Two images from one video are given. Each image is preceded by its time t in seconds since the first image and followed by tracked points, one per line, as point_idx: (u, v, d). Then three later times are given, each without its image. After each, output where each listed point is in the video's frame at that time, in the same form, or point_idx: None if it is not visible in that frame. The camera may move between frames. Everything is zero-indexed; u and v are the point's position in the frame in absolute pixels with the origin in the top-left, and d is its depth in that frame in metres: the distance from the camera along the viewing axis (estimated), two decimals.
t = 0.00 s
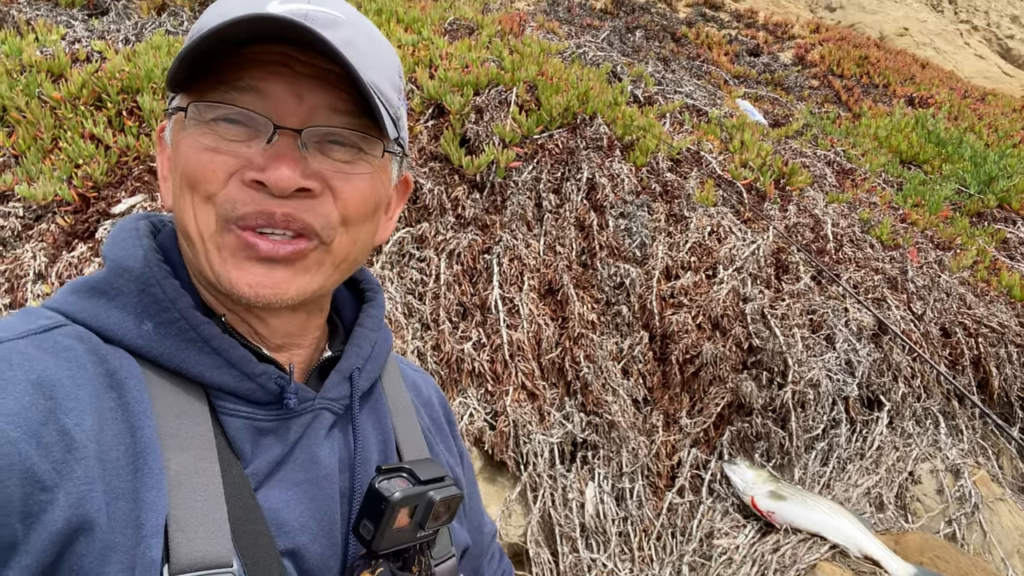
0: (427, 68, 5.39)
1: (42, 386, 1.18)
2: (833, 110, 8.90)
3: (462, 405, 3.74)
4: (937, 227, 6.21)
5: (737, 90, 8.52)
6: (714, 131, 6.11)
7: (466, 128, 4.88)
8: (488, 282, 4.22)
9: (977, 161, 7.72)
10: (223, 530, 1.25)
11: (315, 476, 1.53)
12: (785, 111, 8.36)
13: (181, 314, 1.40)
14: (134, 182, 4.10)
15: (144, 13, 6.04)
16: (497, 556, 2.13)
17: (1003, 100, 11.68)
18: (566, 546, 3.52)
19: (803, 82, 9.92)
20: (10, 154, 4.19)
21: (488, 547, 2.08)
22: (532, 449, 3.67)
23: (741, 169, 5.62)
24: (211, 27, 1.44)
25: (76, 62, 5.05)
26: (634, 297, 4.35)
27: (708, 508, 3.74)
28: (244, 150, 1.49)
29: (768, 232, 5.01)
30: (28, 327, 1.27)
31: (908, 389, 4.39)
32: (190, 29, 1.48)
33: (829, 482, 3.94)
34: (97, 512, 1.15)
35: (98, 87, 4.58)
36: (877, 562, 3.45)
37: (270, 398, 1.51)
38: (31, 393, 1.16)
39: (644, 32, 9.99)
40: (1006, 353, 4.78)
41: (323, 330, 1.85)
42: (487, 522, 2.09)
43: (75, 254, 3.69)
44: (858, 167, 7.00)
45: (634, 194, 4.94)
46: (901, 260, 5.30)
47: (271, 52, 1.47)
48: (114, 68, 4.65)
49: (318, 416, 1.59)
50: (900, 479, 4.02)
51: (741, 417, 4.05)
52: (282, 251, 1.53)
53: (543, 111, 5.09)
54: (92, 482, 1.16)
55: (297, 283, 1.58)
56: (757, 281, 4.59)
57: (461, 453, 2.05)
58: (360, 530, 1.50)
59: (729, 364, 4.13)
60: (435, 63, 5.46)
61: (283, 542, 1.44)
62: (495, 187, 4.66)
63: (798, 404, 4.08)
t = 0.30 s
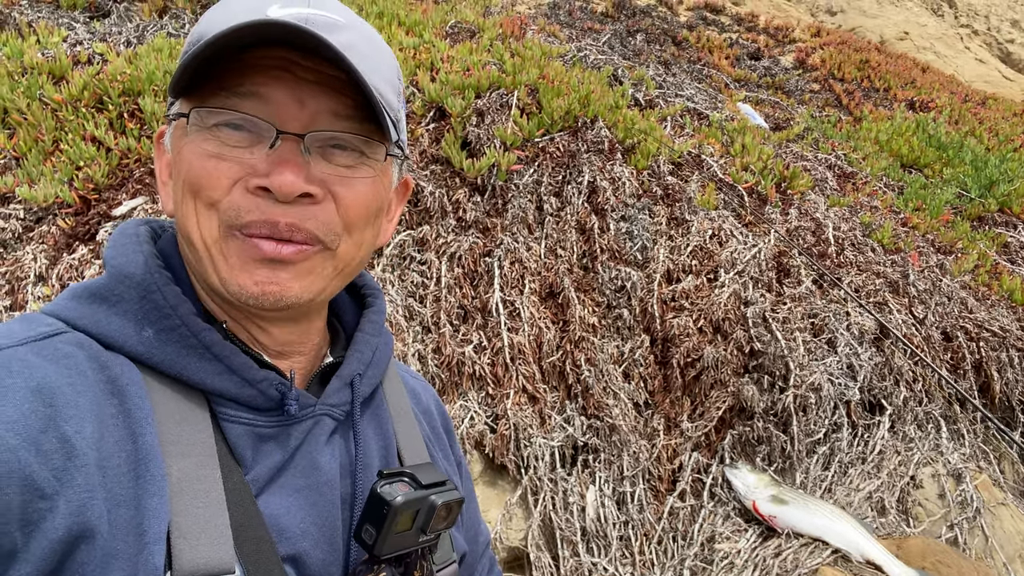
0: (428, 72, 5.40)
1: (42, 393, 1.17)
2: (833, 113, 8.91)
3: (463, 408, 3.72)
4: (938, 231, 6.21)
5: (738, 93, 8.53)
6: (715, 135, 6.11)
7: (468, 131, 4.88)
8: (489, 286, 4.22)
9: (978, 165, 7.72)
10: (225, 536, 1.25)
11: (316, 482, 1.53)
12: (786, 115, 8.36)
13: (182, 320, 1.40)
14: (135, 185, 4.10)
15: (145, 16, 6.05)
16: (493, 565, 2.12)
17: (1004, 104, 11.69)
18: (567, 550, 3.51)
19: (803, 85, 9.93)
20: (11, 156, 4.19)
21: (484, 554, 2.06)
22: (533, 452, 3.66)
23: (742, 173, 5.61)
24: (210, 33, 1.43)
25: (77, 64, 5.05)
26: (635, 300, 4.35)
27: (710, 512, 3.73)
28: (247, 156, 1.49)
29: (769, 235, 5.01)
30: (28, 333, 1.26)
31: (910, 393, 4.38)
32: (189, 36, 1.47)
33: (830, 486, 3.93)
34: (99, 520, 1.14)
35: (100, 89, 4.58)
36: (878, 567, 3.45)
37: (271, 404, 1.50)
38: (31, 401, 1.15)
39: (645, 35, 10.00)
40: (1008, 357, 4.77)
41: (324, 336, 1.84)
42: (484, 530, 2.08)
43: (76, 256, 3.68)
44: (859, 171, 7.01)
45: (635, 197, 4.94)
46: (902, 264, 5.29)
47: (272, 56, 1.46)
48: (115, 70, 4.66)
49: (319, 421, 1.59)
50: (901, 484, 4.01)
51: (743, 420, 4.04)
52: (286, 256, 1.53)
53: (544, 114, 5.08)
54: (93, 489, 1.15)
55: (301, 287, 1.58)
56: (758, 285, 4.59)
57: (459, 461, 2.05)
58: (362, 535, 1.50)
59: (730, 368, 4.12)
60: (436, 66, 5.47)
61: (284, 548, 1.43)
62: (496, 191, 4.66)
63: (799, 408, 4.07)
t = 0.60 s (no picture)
0: (430, 73, 5.40)
1: (41, 398, 1.17)
2: (835, 116, 8.92)
3: (464, 410, 3.72)
4: (940, 234, 6.21)
5: (739, 95, 8.53)
6: (716, 137, 6.10)
7: (469, 133, 4.88)
8: (490, 288, 4.21)
9: (979, 168, 7.72)
10: (224, 542, 1.26)
11: (316, 487, 1.52)
12: (787, 117, 8.36)
13: (182, 325, 1.40)
14: (137, 186, 4.11)
15: (147, 18, 6.06)
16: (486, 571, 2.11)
17: (1005, 107, 11.69)
18: (568, 552, 3.50)
19: (804, 88, 9.93)
20: (13, 156, 4.19)
21: (478, 560, 2.05)
22: (533, 455, 3.66)
23: (743, 175, 5.61)
24: (219, 43, 1.40)
25: (79, 65, 5.06)
26: (636, 302, 4.35)
27: (711, 515, 3.73)
28: (258, 169, 1.49)
29: (771, 237, 5.00)
30: (27, 338, 1.25)
31: (911, 397, 4.37)
32: (194, 43, 1.43)
33: (832, 489, 3.92)
34: (97, 526, 1.14)
35: (102, 90, 4.58)
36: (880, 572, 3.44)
37: (270, 409, 1.50)
38: (29, 406, 1.15)
39: (646, 38, 10.02)
40: (1009, 361, 4.77)
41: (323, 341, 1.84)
42: (478, 536, 2.07)
43: (77, 258, 3.69)
44: (860, 173, 7.00)
45: (637, 200, 4.93)
46: (904, 266, 5.27)
47: (284, 69, 1.45)
48: (117, 71, 4.66)
49: (318, 427, 1.59)
50: (902, 487, 4.01)
51: (744, 423, 4.03)
52: (299, 268, 1.55)
53: (545, 116, 5.07)
54: (91, 495, 1.15)
55: (314, 299, 1.59)
56: (760, 287, 4.58)
57: (455, 467, 2.05)
58: (361, 540, 1.49)
59: (731, 370, 4.12)
60: (437, 68, 5.47)
61: (282, 553, 1.43)
62: (497, 193, 4.66)
63: (800, 411, 4.07)
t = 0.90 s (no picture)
0: (431, 74, 5.40)
1: (36, 399, 1.17)
2: (836, 117, 8.91)
3: (463, 411, 3.72)
4: (940, 235, 6.20)
5: (740, 96, 8.53)
6: (717, 138, 6.10)
7: (469, 134, 4.88)
8: (490, 288, 4.21)
9: (981, 169, 7.71)
10: (218, 543, 1.27)
11: (310, 489, 1.53)
12: (788, 118, 8.36)
13: (177, 326, 1.40)
14: (138, 187, 4.11)
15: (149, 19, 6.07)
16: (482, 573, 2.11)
17: (1007, 108, 11.68)
18: (568, 553, 3.50)
19: (805, 89, 9.93)
20: (14, 156, 4.19)
21: (474, 563, 2.05)
22: (533, 455, 3.66)
23: (744, 176, 5.61)
24: (210, 39, 1.42)
25: (80, 65, 5.07)
26: (636, 303, 4.36)
27: (710, 516, 3.73)
28: (248, 162, 1.48)
29: (771, 238, 5.00)
30: (22, 338, 1.26)
31: (911, 398, 4.37)
32: (186, 40, 1.46)
33: (832, 491, 3.92)
34: (91, 527, 1.14)
35: (103, 90, 4.59)
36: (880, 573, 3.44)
37: (265, 410, 1.50)
38: (23, 407, 1.15)
39: (648, 39, 10.02)
40: (1010, 362, 4.77)
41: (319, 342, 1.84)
42: (474, 539, 2.07)
43: (78, 258, 3.70)
44: (861, 174, 7.00)
45: (637, 200, 4.93)
46: (905, 267, 5.26)
47: (276, 64, 1.47)
48: (118, 72, 4.67)
49: (313, 428, 1.59)
50: (902, 488, 4.01)
51: (744, 424, 4.03)
52: (290, 261, 1.53)
53: (546, 117, 5.07)
54: (85, 496, 1.15)
55: (305, 293, 1.58)
56: (760, 288, 4.58)
57: (452, 469, 2.05)
58: (355, 542, 1.49)
59: (731, 371, 4.11)
60: (438, 68, 5.47)
61: (277, 555, 1.43)
62: (498, 194, 4.66)
63: (800, 412, 4.07)
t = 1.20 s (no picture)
0: (433, 74, 5.41)
1: (38, 398, 1.18)
2: (837, 118, 8.91)
3: (465, 411, 3.72)
4: (942, 236, 6.20)
5: (742, 97, 8.53)
6: (719, 138, 6.10)
7: (471, 134, 4.89)
8: (492, 289, 4.22)
9: (983, 170, 7.71)
10: (221, 542, 1.28)
11: (311, 488, 1.53)
12: (790, 119, 8.36)
13: (179, 325, 1.41)
14: (140, 186, 4.12)
15: (152, 19, 6.08)
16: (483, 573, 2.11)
17: (1009, 109, 11.67)
18: (569, 553, 3.51)
19: (807, 89, 9.93)
20: (17, 156, 4.20)
21: (474, 562, 2.05)
22: (535, 455, 3.66)
23: (746, 176, 5.61)
24: (207, 37, 1.42)
25: (83, 65, 5.08)
26: (638, 303, 4.36)
27: (712, 517, 3.73)
28: (247, 159, 1.49)
29: (773, 238, 5.00)
30: (24, 337, 1.26)
31: (913, 399, 4.37)
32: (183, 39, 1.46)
33: (834, 491, 3.92)
34: (93, 526, 1.14)
35: (105, 90, 4.60)
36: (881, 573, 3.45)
37: (267, 410, 1.51)
38: (27, 405, 1.15)
39: (650, 39, 10.02)
40: (1012, 363, 4.77)
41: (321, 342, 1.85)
42: (475, 538, 2.07)
43: (81, 257, 3.71)
44: (863, 175, 6.99)
45: (639, 201, 4.93)
46: (907, 268, 5.26)
47: (274, 61, 1.48)
48: (121, 72, 4.68)
49: (315, 428, 1.59)
50: (904, 489, 4.01)
51: (746, 424, 4.03)
52: (289, 258, 1.54)
53: (548, 117, 5.08)
54: (88, 495, 1.15)
55: (304, 289, 1.58)
56: (762, 289, 4.58)
57: (453, 468, 2.06)
58: (356, 541, 1.49)
59: (733, 372, 4.11)
60: (440, 68, 5.47)
61: (278, 554, 1.44)
62: (500, 194, 4.66)
63: (802, 413, 4.07)
